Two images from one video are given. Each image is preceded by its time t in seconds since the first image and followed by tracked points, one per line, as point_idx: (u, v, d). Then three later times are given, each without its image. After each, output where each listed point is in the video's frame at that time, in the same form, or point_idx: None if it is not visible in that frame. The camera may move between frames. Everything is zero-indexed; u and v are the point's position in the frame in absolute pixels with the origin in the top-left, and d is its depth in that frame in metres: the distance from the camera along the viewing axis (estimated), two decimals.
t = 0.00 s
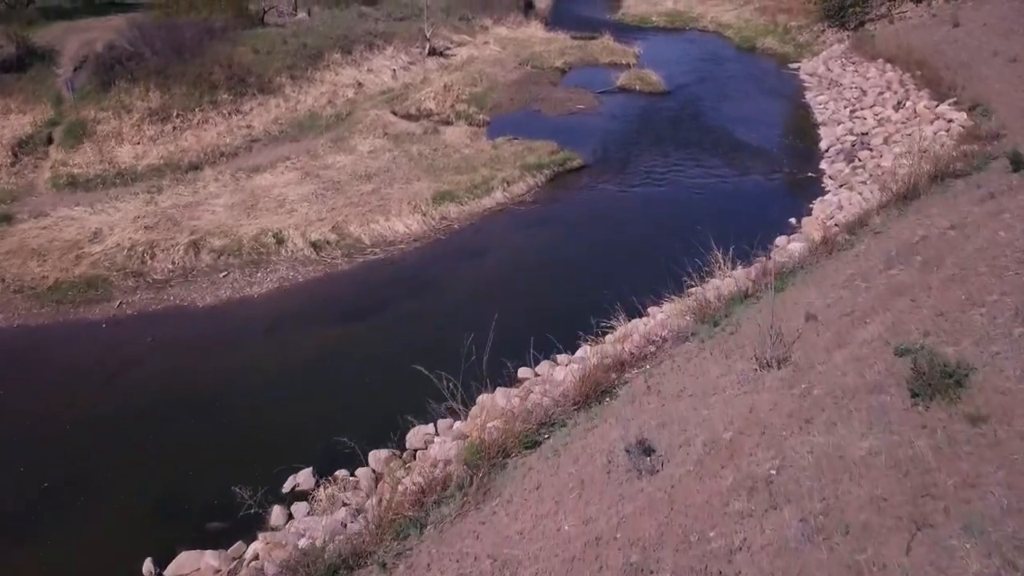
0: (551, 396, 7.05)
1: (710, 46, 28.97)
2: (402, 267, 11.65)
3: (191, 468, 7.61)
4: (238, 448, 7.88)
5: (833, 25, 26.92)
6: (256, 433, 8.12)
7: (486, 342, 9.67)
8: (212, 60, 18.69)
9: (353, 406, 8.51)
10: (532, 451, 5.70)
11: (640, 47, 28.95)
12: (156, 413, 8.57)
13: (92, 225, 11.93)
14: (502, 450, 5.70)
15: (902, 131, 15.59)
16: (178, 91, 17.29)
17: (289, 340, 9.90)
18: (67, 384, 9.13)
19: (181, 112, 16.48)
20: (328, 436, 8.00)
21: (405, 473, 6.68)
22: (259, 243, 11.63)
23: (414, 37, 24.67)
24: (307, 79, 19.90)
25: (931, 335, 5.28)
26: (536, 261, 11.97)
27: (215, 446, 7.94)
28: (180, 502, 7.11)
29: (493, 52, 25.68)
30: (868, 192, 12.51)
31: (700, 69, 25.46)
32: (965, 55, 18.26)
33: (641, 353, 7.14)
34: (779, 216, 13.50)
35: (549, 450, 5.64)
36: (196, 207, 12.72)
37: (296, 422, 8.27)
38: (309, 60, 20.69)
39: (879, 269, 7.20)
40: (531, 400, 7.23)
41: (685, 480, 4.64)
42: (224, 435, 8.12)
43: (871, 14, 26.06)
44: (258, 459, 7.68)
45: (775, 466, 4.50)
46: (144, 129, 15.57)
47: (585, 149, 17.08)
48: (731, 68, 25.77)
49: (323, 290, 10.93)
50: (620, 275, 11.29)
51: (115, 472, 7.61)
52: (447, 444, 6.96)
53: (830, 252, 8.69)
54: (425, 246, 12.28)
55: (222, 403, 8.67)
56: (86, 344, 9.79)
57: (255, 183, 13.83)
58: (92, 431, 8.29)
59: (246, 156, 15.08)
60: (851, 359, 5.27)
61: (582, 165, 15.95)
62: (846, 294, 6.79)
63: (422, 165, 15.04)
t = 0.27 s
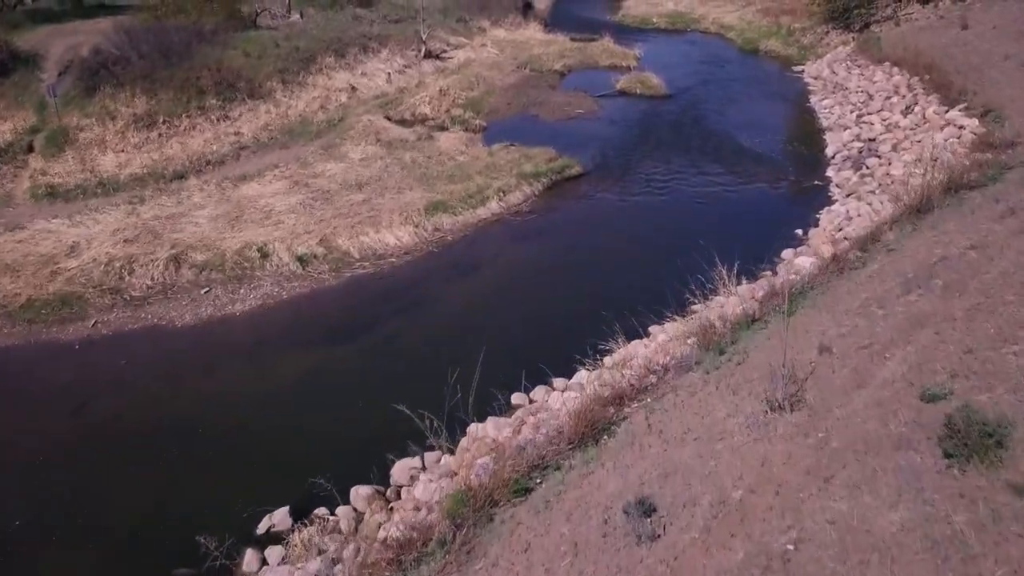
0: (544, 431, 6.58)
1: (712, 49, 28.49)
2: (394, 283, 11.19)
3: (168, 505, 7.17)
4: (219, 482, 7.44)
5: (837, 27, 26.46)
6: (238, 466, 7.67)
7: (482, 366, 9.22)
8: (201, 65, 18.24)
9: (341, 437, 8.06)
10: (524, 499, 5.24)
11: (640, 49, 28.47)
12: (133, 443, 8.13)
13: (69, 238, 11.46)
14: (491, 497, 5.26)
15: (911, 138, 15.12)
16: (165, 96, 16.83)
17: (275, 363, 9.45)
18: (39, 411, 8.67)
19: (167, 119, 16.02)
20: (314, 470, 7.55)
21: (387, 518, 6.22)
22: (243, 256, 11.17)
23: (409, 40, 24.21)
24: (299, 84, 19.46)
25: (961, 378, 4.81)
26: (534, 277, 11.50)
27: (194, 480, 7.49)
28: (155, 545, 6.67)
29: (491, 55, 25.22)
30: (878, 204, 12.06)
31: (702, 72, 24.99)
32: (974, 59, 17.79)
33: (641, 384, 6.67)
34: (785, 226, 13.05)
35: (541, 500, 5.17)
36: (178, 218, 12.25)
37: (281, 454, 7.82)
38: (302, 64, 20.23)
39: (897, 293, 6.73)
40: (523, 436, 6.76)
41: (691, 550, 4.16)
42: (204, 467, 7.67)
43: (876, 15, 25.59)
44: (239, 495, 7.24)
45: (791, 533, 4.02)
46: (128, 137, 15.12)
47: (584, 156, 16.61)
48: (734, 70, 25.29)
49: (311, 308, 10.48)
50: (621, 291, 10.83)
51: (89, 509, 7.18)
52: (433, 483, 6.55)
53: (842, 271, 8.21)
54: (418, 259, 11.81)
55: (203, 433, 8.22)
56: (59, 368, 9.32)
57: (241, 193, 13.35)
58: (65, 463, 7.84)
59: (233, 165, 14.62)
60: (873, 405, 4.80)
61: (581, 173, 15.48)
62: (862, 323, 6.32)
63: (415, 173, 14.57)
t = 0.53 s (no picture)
0: (535, 468, 6.15)
1: (713, 51, 28.08)
2: (384, 297, 10.76)
3: (142, 542, 6.76)
4: (199, 515, 7.05)
5: (841, 29, 26.06)
6: (217, 497, 7.25)
7: (475, 387, 8.79)
8: (190, 69, 17.84)
9: (326, 465, 7.64)
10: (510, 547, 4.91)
11: (640, 52, 28.07)
12: (106, 472, 7.70)
13: (46, 251, 11.05)
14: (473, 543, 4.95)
15: (918, 144, 14.71)
16: (152, 101, 16.41)
17: (258, 384, 9.02)
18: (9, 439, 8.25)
19: (154, 125, 15.62)
20: (297, 502, 7.14)
21: (366, 563, 5.80)
22: (226, 270, 10.75)
23: (405, 43, 23.82)
24: (291, 88, 19.06)
25: (989, 423, 4.40)
26: (529, 291, 11.08)
27: (171, 512, 7.08)
28: None
29: (488, 58, 24.82)
30: (885, 214, 11.66)
31: (703, 75, 24.58)
32: (982, 62, 17.38)
33: (639, 416, 6.25)
34: (789, 237, 12.66)
35: (529, 554, 4.76)
36: (161, 230, 11.83)
37: (262, 483, 7.41)
38: (294, 67, 19.83)
39: (911, 318, 6.31)
40: (514, 471, 6.34)
41: None
42: (182, 499, 7.26)
43: (880, 17, 25.18)
44: (216, 531, 6.83)
45: None
46: (113, 144, 14.72)
47: (582, 163, 16.19)
48: (735, 73, 24.88)
49: (297, 324, 10.06)
50: (621, 307, 10.41)
51: (62, 545, 6.79)
52: (416, 522, 6.14)
53: (851, 291, 7.79)
54: (410, 272, 11.38)
55: (181, 459, 7.80)
56: (32, 392, 8.89)
57: (227, 203, 12.92)
58: (37, 494, 7.44)
59: (221, 173, 14.21)
60: (892, 456, 4.40)
61: (579, 181, 15.05)
62: (875, 352, 5.91)
63: (407, 181, 14.16)
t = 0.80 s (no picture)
0: (524, 504, 5.78)
1: (713, 53, 27.70)
2: (374, 310, 10.35)
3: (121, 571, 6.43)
4: (180, 541, 6.72)
5: (843, 30, 25.69)
6: (192, 527, 6.86)
7: (466, 405, 8.38)
8: (179, 73, 17.48)
9: (309, 492, 7.23)
10: None
11: (639, 54, 27.70)
12: (77, 500, 7.31)
13: (22, 263, 10.66)
14: None
15: (924, 150, 14.34)
16: (138, 106, 16.03)
17: (240, 404, 8.61)
18: None
19: (140, 131, 15.25)
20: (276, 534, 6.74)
21: None
22: (208, 283, 10.36)
23: (400, 46, 23.47)
24: (282, 92, 18.70)
25: (1015, 475, 4.04)
26: (525, 303, 10.67)
27: (148, 541, 6.74)
28: None
29: (484, 60, 24.46)
30: (891, 225, 11.28)
31: (702, 77, 24.21)
32: (988, 66, 17.02)
33: (634, 449, 5.87)
34: (792, 245, 12.31)
35: None
36: (142, 241, 11.45)
37: (241, 512, 7.01)
38: (286, 71, 19.46)
39: (924, 344, 5.92)
40: (502, 507, 5.98)
41: None
42: (160, 527, 6.91)
43: (882, 18, 24.79)
44: (195, 562, 6.48)
45: None
46: (97, 151, 14.36)
47: (579, 169, 15.80)
48: (735, 76, 24.50)
49: (282, 339, 9.65)
50: (619, 321, 10.01)
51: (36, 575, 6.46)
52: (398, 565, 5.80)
53: (858, 310, 7.40)
54: (400, 284, 10.98)
55: (156, 485, 7.39)
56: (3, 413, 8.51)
57: (213, 213, 12.54)
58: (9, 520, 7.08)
59: (207, 180, 13.83)
60: (910, 510, 4.05)
61: (575, 188, 14.67)
62: (887, 383, 5.52)
63: (399, 189, 13.78)
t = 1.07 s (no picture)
0: (509, 542, 5.40)
1: (714, 55, 27.33)
2: (362, 323, 9.98)
3: None
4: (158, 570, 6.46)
5: (845, 32, 25.35)
6: (170, 558, 6.57)
7: (456, 424, 8.01)
8: (167, 75, 17.15)
9: (290, 521, 6.87)
10: None
11: (638, 56, 27.36)
12: (49, 528, 7.00)
13: None
14: None
15: (929, 157, 14.00)
16: (125, 110, 15.68)
17: (220, 424, 8.24)
18: None
19: (126, 136, 14.91)
20: (255, 570, 6.38)
21: None
22: (190, 296, 10.01)
23: (396, 48, 23.14)
24: (274, 95, 18.37)
25: None
26: (519, 316, 10.30)
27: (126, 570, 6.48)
28: None
29: (481, 63, 24.12)
30: (897, 235, 10.94)
31: (702, 80, 23.86)
32: (994, 69, 16.68)
33: (629, 483, 5.51)
34: (793, 254, 11.99)
35: None
36: (124, 251, 11.10)
37: (219, 547, 6.64)
38: (279, 74, 19.13)
39: (937, 371, 5.58)
40: (488, 542, 5.63)
41: None
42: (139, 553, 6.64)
43: (885, 20, 24.43)
44: None
45: None
46: (82, 156, 14.03)
47: (576, 175, 15.46)
48: (735, 78, 24.15)
49: (266, 352, 9.34)
50: (617, 333, 9.64)
51: None
52: None
53: (865, 330, 7.06)
54: (389, 296, 10.60)
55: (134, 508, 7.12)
56: None
57: (198, 221, 12.19)
58: None
59: (194, 187, 13.49)
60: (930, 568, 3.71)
61: (572, 195, 14.32)
62: (898, 415, 5.19)
63: (391, 196, 13.44)
